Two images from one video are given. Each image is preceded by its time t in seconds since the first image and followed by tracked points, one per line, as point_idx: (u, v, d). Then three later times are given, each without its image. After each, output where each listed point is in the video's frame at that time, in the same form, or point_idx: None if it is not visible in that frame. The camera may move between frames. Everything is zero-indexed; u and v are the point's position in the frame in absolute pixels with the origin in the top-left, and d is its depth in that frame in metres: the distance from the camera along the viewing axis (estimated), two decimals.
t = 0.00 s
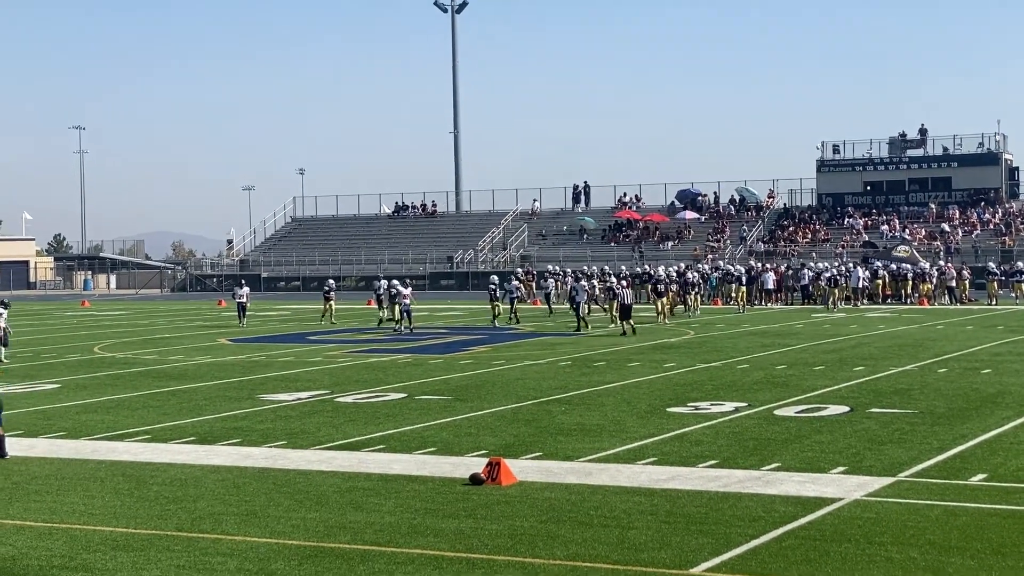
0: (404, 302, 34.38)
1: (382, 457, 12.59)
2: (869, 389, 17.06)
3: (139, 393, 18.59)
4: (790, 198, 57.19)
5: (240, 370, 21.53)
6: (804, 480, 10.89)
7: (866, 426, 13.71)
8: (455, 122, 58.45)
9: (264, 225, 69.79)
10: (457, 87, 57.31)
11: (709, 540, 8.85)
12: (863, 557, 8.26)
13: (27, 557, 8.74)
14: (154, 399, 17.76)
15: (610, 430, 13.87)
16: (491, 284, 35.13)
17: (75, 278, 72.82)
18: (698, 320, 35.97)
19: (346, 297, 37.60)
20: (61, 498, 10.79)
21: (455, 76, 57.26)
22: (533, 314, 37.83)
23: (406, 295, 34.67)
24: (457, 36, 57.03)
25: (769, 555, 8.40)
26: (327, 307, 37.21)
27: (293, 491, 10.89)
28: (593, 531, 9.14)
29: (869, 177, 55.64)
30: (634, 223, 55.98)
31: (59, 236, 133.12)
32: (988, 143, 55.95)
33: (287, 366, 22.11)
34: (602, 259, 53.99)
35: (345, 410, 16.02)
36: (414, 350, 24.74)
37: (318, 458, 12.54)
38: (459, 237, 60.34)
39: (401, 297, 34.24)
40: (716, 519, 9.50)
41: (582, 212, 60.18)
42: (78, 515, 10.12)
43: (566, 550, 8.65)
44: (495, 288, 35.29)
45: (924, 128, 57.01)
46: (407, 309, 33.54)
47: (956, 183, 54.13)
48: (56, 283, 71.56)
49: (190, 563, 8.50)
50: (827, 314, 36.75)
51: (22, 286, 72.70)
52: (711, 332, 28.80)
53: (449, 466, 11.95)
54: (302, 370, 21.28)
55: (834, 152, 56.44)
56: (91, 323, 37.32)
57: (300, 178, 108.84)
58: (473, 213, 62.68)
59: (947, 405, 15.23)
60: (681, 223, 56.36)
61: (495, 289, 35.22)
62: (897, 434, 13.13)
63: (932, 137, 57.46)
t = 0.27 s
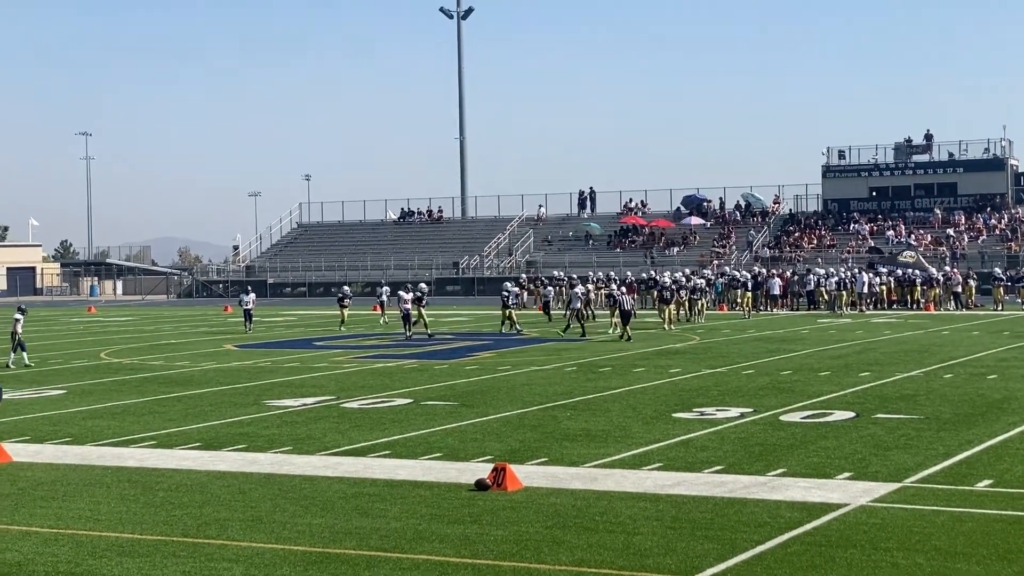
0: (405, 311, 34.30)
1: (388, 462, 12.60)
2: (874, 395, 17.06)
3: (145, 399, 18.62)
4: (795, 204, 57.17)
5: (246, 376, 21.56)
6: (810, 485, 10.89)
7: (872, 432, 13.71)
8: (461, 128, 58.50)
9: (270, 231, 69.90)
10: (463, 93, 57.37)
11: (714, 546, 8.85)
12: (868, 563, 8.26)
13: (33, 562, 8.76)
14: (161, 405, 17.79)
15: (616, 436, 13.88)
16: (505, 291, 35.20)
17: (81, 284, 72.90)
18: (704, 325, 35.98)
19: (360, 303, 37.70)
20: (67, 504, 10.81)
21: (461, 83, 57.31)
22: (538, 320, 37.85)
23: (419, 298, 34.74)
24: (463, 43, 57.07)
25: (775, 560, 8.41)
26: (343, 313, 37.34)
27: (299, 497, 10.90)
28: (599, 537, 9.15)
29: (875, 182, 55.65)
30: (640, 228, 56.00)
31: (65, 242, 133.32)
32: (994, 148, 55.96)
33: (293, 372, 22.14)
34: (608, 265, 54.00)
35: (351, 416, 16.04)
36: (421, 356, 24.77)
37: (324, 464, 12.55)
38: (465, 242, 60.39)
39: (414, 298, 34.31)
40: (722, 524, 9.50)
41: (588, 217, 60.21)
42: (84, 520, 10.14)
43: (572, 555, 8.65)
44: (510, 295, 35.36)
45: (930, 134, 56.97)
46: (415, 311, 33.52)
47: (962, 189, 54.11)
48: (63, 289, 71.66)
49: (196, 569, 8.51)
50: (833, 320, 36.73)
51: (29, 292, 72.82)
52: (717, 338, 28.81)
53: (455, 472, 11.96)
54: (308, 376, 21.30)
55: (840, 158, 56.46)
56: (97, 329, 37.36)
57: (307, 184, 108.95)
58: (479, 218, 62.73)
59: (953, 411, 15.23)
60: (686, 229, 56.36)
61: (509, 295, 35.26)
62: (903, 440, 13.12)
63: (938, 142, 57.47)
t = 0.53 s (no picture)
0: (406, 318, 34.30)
1: (394, 467, 12.60)
2: (881, 400, 17.02)
3: (152, 404, 18.60)
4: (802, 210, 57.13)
5: (253, 381, 21.57)
6: (817, 491, 10.88)
7: (880, 437, 13.69)
8: (468, 134, 58.50)
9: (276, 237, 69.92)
10: (469, 98, 57.39)
11: (722, 551, 8.84)
12: (877, 569, 8.24)
13: (39, 567, 8.76)
14: (168, 410, 17.80)
15: (623, 442, 13.87)
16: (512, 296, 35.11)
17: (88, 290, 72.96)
18: (711, 330, 35.94)
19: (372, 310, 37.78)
20: (74, 510, 10.81)
21: (467, 89, 57.34)
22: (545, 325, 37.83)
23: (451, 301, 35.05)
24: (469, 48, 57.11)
25: (782, 566, 8.40)
26: (359, 318, 37.44)
27: (305, 502, 10.89)
28: (606, 543, 9.14)
29: (882, 187, 55.59)
30: (646, 233, 55.98)
31: (72, 248, 133.42)
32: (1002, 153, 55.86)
33: (300, 377, 22.15)
34: (614, 270, 53.99)
35: (357, 421, 16.03)
36: (427, 361, 24.76)
37: (330, 469, 12.55)
38: (471, 248, 60.40)
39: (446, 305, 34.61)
40: (729, 530, 9.48)
41: (594, 223, 60.21)
42: (91, 526, 10.13)
43: (578, 561, 8.65)
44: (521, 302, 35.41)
45: (937, 139, 56.90)
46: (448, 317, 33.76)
47: (969, 194, 54.02)
48: (70, 294, 71.70)
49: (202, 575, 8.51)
50: (840, 325, 36.67)
51: (35, 297, 72.89)
52: (723, 344, 28.77)
53: (461, 477, 11.96)
54: (314, 381, 21.31)
55: (847, 163, 56.40)
56: (104, 335, 37.37)
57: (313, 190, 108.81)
58: (485, 224, 62.73)
59: (960, 417, 15.20)
60: (692, 234, 56.32)
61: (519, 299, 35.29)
62: (910, 446, 13.10)
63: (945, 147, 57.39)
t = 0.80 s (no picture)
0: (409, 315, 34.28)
1: (403, 469, 12.62)
2: (890, 402, 17.00)
3: (161, 406, 18.65)
4: (810, 212, 57.07)
5: (262, 383, 21.60)
6: (825, 493, 10.87)
7: (888, 440, 13.67)
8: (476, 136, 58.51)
9: (285, 239, 69.99)
10: (477, 100, 57.42)
11: (730, 554, 8.84)
12: (885, 572, 8.23)
13: (49, 569, 8.78)
14: (176, 412, 17.84)
15: (631, 444, 13.87)
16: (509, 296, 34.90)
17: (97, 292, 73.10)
18: (720, 332, 35.94)
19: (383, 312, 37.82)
20: (84, 511, 10.84)
21: (475, 91, 57.35)
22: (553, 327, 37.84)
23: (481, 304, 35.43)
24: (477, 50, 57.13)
25: (790, 568, 8.40)
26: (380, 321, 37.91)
27: (314, 504, 10.92)
28: (614, 545, 9.15)
29: (891, 189, 55.51)
30: (654, 235, 55.96)
31: (82, 250, 133.62)
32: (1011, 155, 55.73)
33: (308, 379, 22.18)
34: (622, 272, 53.98)
35: (366, 423, 16.05)
36: (436, 363, 24.79)
37: (339, 471, 12.56)
38: (479, 250, 60.42)
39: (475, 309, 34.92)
40: (736, 532, 9.49)
41: (602, 225, 60.20)
42: (100, 527, 10.15)
43: (587, 563, 8.65)
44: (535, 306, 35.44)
45: (946, 141, 56.80)
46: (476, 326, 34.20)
47: (978, 196, 53.93)
48: (79, 296, 71.82)
49: None
50: (848, 327, 36.63)
51: (45, 299, 73.04)
52: (732, 345, 28.77)
53: (470, 479, 11.97)
54: (323, 383, 21.34)
55: (855, 165, 56.33)
56: (113, 337, 37.46)
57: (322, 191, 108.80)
58: (493, 226, 62.76)
59: (969, 419, 15.17)
60: (700, 237, 56.27)
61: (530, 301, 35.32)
62: (919, 447, 13.10)
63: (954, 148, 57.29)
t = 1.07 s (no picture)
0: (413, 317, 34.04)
1: (413, 469, 12.62)
2: (899, 402, 16.98)
3: (171, 406, 18.67)
4: (820, 211, 57.00)
5: (271, 383, 21.61)
6: (835, 493, 10.86)
7: (898, 440, 13.64)
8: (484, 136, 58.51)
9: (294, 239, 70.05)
10: (486, 100, 57.42)
11: (740, 554, 8.83)
12: (896, 572, 8.22)
13: (60, 569, 8.79)
14: (186, 412, 17.85)
15: (641, 443, 13.86)
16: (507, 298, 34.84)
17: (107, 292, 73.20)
18: (729, 332, 35.91)
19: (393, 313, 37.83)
20: (94, 511, 10.86)
21: (485, 91, 57.34)
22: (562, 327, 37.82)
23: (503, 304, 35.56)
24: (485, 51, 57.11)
25: (801, 567, 8.39)
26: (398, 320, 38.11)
27: (323, 504, 10.93)
28: (623, 544, 9.15)
29: (901, 189, 55.44)
30: (664, 235, 55.91)
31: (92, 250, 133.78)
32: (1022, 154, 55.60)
33: (318, 379, 22.18)
34: (631, 272, 53.94)
35: (375, 423, 16.06)
36: (445, 363, 24.78)
37: (349, 471, 12.58)
38: (488, 250, 60.43)
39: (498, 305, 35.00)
40: (747, 532, 9.48)
41: (611, 225, 60.17)
42: (110, 526, 10.17)
43: (597, 563, 8.65)
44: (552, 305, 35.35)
45: (956, 140, 56.70)
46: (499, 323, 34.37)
47: (988, 195, 53.82)
48: (89, 296, 71.91)
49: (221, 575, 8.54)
50: (858, 327, 36.58)
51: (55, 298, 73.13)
52: (741, 345, 28.74)
53: (479, 479, 11.98)
54: (332, 383, 21.35)
55: (865, 164, 56.27)
56: (123, 337, 37.47)
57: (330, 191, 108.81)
58: (503, 226, 62.75)
59: (980, 419, 15.14)
60: (710, 236, 56.24)
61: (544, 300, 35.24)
62: (930, 447, 13.08)
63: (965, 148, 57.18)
